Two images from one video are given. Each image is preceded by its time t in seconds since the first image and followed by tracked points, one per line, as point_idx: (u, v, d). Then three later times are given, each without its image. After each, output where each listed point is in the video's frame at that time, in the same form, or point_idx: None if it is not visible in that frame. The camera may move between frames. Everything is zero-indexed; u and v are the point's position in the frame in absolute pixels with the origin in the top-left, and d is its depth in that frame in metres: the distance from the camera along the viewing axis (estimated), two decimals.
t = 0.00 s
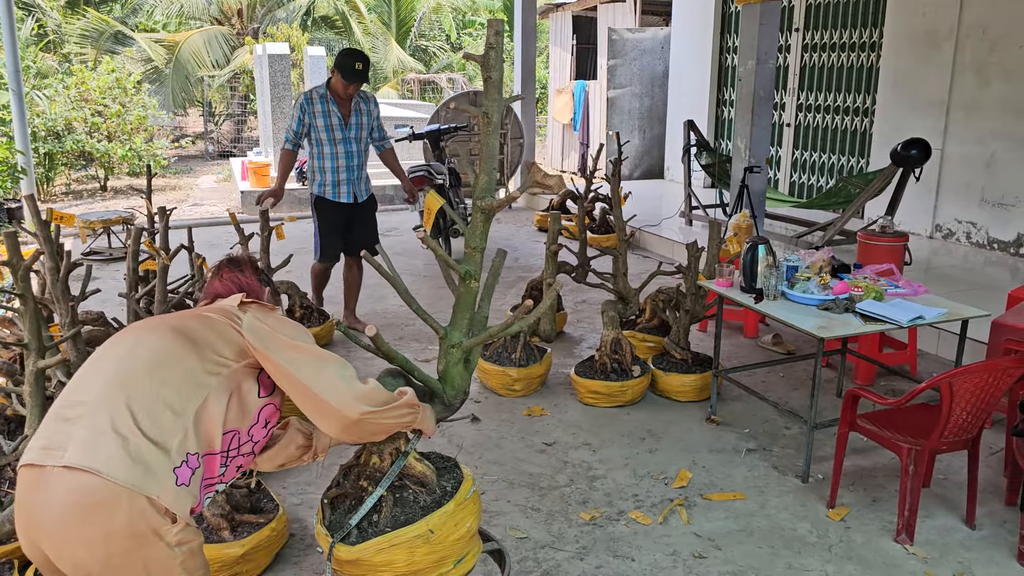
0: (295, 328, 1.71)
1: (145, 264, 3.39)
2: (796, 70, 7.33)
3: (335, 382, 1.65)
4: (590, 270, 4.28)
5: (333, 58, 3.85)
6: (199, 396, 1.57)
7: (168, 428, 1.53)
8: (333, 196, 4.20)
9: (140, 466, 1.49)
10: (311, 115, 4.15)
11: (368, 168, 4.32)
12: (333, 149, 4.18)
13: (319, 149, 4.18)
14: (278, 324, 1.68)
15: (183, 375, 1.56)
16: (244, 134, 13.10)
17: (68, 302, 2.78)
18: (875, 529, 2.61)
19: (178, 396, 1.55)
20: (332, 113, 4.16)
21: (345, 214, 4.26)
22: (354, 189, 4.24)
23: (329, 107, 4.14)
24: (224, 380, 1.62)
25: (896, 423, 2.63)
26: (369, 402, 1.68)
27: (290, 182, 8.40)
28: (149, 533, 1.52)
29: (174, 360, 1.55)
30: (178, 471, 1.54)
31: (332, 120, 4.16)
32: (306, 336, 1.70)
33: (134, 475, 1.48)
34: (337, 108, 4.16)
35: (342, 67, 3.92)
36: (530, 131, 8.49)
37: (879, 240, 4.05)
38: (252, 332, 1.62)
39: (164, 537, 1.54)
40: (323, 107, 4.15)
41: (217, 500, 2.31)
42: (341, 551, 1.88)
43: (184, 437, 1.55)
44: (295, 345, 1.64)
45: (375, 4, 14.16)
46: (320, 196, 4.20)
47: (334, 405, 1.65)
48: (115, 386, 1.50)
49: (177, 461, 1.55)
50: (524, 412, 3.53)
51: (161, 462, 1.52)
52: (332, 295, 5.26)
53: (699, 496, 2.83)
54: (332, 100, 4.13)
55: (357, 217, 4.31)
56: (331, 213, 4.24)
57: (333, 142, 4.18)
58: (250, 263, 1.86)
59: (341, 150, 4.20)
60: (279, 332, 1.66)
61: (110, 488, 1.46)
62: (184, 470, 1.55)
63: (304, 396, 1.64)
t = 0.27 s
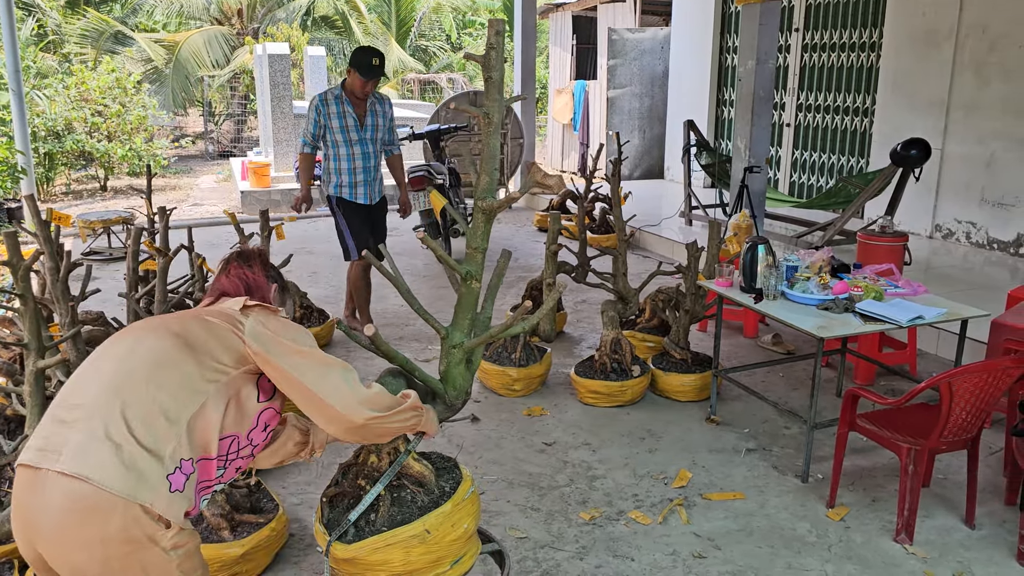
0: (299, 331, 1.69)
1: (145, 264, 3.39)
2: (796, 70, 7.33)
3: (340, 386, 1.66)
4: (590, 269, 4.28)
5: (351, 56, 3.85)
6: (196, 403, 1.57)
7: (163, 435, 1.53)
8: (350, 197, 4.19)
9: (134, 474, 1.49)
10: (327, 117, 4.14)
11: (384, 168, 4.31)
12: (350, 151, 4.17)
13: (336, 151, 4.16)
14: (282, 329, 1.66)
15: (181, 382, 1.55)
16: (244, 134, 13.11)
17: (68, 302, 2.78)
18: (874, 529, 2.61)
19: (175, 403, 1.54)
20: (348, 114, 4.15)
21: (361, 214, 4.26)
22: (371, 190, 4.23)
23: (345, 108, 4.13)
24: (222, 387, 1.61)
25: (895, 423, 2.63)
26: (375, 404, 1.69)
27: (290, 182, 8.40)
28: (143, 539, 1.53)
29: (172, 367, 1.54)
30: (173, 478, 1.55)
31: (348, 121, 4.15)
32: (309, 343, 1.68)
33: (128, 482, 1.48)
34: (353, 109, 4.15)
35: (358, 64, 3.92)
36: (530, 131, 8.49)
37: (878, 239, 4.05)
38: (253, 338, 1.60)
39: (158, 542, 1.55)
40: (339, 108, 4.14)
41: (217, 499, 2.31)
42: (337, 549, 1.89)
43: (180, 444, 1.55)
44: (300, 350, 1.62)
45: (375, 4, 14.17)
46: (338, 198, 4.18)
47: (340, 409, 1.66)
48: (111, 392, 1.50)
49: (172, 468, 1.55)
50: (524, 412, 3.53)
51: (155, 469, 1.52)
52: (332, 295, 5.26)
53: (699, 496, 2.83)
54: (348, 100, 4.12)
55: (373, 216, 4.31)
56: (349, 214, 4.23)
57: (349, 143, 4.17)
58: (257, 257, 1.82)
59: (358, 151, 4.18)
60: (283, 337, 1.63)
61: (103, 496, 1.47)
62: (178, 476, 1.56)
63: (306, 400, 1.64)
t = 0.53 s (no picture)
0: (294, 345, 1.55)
1: (145, 264, 3.39)
2: (796, 70, 7.33)
3: (326, 411, 1.52)
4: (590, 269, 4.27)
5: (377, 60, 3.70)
6: (180, 416, 1.48)
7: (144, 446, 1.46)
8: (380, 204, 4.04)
9: (112, 486, 1.43)
10: (353, 123, 3.96)
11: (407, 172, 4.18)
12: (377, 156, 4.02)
13: (363, 158, 4.00)
14: (274, 343, 1.52)
15: (164, 394, 1.46)
16: (245, 134, 13.12)
17: (68, 302, 2.78)
18: (875, 529, 2.61)
19: (157, 415, 1.46)
20: (373, 119, 3.99)
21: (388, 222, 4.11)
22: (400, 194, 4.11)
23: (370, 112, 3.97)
24: (211, 398, 1.52)
25: (896, 423, 2.63)
26: (362, 434, 1.54)
27: (290, 182, 8.41)
28: (125, 548, 1.48)
29: (155, 377, 1.46)
30: (153, 491, 1.48)
31: (373, 126, 3.99)
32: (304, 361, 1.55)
33: (104, 495, 1.43)
34: (377, 113, 3.99)
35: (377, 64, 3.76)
36: (530, 131, 8.49)
37: (879, 240, 4.05)
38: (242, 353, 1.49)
39: (141, 550, 1.50)
40: (363, 114, 3.97)
41: (217, 499, 2.31)
42: (335, 549, 1.89)
43: (163, 456, 1.48)
44: (286, 369, 1.50)
45: (375, 4, 14.19)
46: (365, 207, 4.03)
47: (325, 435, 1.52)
48: (93, 399, 1.44)
49: (154, 480, 1.48)
50: (524, 412, 3.53)
51: (134, 481, 1.45)
52: (332, 295, 5.26)
53: (699, 496, 2.82)
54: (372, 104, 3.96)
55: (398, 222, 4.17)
56: (375, 223, 4.08)
57: (377, 148, 4.02)
58: (269, 244, 1.63)
59: (385, 156, 4.04)
60: (272, 353, 1.50)
61: (81, 506, 1.42)
62: (160, 488, 1.49)
63: (291, 424, 1.52)
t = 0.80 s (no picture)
0: (263, 365, 1.36)
1: (145, 263, 3.39)
2: (796, 70, 7.33)
3: (273, 450, 1.35)
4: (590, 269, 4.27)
5: (395, 54, 3.69)
6: (142, 419, 1.34)
7: (104, 446, 1.34)
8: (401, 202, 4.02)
9: (70, 483, 1.34)
10: (373, 120, 3.93)
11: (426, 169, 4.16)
12: (397, 153, 4.00)
13: (383, 155, 3.98)
14: (241, 363, 1.34)
15: (125, 395, 1.33)
16: (245, 134, 13.13)
17: (68, 302, 2.77)
18: (875, 530, 2.60)
19: (117, 415, 1.33)
20: (393, 115, 3.96)
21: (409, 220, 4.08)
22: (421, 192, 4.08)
23: (391, 109, 3.94)
24: (179, 403, 1.36)
25: (897, 423, 2.62)
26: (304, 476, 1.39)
27: (290, 182, 8.42)
28: (89, 542, 1.38)
29: (116, 377, 1.34)
30: (113, 491, 1.36)
31: (394, 123, 3.97)
32: (263, 388, 1.35)
33: (63, 490, 1.34)
34: (397, 110, 3.97)
35: (392, 58, 3.77)
36: (530, 131, 8.50)
37: (880, 240, 4.04)
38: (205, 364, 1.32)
39: (106, 542, 1.39)
40: (383, 110, 3.94)
41: (217, 500, 2.30)
42: (335, 551, 1.88)
43: (125, 456, 1.35)
44: (242, 399, 1.32)
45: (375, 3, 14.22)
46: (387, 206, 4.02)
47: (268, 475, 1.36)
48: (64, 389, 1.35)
49: (118, 479, 1.36)
50: (524, 412, 3.53)
51: (93, 480, 1.34)
52: (332, 295, 5.26)
53: (699, 496, 2.82)
54: (392, 101, 3.94)
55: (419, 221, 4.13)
56: (395, 221, 4.05)
57: (397, 145, 3.99)
58: (272, 235, 1.42)
59: (405, 153, 4.02)
60: (233, 376, 1.33)
61: (43, 501, 1.35)
62: (122, 489, 1.37)
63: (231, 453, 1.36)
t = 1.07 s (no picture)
0: (219, 384, 1.37)
1: (144, 264, 3.38)
2: (797, 70, 7.32)
3: (217, 465, 1.40)
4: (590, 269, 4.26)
5: (411, 56, 3.64)
6: (100, 418, 1.37)
7: (65, 438, 1.38)
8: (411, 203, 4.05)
9: (31, 471, 1.39)
10: (389, 119, 3.92)
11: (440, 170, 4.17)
12: (409, 154, 4.02)
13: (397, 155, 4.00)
14: (196, 381, 1.35)
15: (86, 394, 1.37)
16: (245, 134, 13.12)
17: (69, 302, 2.77)
18: (876, 530, 2.60)
19: (78, 412, 1.37)
20: (410, 116, 3.96)
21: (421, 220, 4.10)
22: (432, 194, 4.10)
23: (407, 110, 3.93)
24: (140, 404, 1.39)
25: (897, 424, 2.62)
26: (247, 488, 1.44)
27: (291, 182, 8.42)
28: (53, 526, 1.42)
29: (78, 376, 1.37)
30: (73, 481, 1.40)
31: (409, 124, 3.96)
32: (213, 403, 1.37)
33: (26, 478, 1.39)
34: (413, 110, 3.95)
35: (411, 56, 3.71)
36: (530, 131, 8.49)
37: (880, 240, 4.04)
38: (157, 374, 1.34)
39: (71, 526, 1.43)
40: (399, 110, 3.93)
41: (217, 501, 2.30)
42: (338, 553, 1.88)
43: (85, 450, 1.39)
44: (191, 418, 1.35)
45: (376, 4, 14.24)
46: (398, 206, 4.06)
47: (212, 484, 1.42)
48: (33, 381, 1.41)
49: (79, 470, 1.40)
50: (525, 413, 3.53)
51: (53, 471, 1.39)
52: (332, 295, 5.26)
53: (700, 497, 2.82)
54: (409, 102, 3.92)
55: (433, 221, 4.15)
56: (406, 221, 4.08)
57: (410, 146, 4.01)
58: (251, 247, 1.40)
59: (418, 154, 4.04)
60: (187, 394, 1.35)
61: (10, 484, 1.41)
62: (82, 480, 1.40)
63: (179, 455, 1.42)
